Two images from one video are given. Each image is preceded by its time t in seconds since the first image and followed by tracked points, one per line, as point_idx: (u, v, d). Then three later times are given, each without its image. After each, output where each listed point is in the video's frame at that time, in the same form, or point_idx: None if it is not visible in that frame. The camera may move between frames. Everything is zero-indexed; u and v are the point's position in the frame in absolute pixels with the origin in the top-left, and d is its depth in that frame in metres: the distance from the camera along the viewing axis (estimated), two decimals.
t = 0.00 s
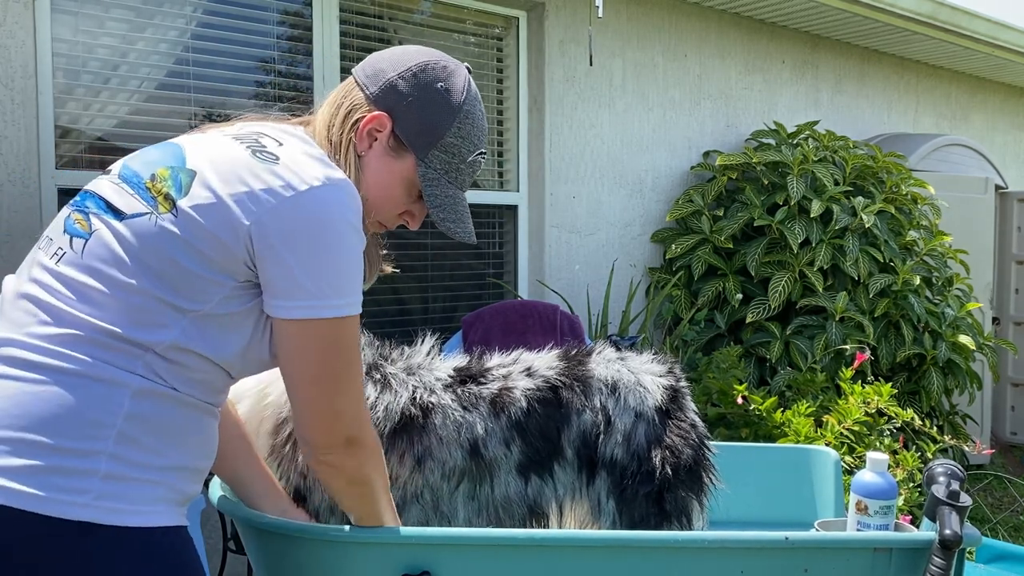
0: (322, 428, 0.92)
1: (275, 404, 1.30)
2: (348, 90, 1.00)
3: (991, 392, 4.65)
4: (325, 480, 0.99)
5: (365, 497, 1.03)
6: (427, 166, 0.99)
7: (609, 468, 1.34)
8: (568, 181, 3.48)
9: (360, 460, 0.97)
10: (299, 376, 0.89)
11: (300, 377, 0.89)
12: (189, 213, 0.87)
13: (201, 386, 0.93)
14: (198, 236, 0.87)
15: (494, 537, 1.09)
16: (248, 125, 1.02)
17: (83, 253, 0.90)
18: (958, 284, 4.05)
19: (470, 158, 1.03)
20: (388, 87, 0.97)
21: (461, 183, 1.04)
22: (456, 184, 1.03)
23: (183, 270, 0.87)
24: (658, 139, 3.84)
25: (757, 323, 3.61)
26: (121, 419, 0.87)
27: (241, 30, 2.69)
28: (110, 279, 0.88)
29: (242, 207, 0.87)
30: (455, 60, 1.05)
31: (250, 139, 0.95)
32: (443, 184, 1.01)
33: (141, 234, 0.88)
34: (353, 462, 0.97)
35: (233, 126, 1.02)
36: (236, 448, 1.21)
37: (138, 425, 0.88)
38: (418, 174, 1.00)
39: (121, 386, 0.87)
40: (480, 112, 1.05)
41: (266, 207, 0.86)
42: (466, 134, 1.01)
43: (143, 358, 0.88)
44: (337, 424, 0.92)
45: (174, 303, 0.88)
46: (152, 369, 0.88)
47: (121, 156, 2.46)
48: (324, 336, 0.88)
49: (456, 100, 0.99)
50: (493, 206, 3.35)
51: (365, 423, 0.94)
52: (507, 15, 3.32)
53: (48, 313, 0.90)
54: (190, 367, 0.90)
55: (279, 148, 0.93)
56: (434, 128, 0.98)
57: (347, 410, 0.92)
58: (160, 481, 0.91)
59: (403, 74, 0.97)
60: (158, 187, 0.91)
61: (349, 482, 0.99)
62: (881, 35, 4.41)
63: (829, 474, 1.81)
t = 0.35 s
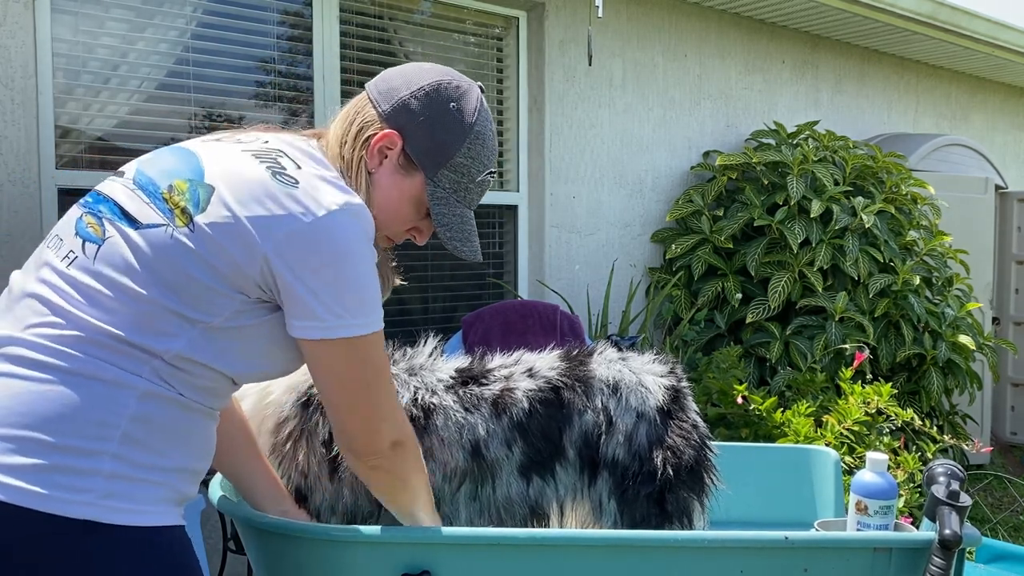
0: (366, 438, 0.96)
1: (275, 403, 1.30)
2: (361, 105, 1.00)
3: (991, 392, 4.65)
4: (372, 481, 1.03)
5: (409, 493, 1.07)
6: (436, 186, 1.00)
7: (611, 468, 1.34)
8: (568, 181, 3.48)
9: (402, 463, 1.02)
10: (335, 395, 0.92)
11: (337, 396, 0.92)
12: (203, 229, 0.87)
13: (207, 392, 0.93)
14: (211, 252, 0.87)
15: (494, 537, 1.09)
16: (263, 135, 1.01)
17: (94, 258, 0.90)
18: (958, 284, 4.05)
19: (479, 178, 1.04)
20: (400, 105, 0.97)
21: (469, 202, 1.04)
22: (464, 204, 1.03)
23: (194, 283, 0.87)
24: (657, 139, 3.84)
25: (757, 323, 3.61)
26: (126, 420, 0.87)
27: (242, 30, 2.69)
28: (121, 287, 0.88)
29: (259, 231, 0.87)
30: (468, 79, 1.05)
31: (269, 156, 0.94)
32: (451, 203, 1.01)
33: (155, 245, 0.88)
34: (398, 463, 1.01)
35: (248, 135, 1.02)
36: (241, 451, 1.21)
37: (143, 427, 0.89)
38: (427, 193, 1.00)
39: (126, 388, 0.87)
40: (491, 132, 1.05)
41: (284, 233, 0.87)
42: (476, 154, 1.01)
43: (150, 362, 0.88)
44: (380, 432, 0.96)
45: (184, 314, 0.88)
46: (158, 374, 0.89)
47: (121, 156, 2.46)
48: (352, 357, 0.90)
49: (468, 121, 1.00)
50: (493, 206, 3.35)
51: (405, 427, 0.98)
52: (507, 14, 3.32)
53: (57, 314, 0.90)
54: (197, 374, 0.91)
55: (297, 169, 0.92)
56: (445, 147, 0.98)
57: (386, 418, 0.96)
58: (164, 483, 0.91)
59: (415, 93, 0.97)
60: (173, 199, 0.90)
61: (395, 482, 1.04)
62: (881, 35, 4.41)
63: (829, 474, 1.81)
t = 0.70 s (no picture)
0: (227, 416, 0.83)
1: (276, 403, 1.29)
2: (311, 74, 0.99)
3: (991, 392, 4.65)
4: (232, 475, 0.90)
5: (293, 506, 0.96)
6: (392, 146, 0.97)
7: (613, 468, 1.34)
8: (568, 181, 3.48)
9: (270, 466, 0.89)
10: (214, 351, 0.82)
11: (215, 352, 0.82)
12: (137, 203, 0.88)
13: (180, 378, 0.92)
14: (149, 226, 0.87)
15: (495, 536, 1.10)
16: (213, 118, 1.02)
17: (52, 255, 0.93)
18: (958, 284, 4.05)
19: (439, 136, 1.01)
20: (348, 67, 0.95)
21: (430, 162, 1.02)
22: (425, 163, 1.01)
23: (140, 262, 0.87)
24: (657, 139, 3.84)
25: (757, 323, 3.61)
26: (93, 414, 0.88)
27: (242, 30, 2.69)
28: (75, 276, 0.89)
29: (183, 185, 0.86)
30: (422, 37, 1.03)
31: (202, 126, 0.95)
32: (410, 163, 0.98)
33: (99, 229, 0.89)
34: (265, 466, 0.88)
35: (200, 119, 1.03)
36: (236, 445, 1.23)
37: (112, 420, 0.89)
38: (384, 154, 0.97)
39: (91, 381, 0.88)
40: (450, 88, 1.03)
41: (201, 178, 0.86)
42: (431, 111, 0.99)
43: (113, 353, 0.89)
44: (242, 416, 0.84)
45: (137, 296, 0.88)
46: (121, 363, 0.89)
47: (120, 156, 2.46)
48: (246, 312, 0.82)
49: (419, 77, 0.97)
50: (493, 206, 3.36)
51: (283, 427, 0.86)
52: (507, 15, 3.32)
53: (24, 316, 0.93)
54: (164, 359, 0.90)
55: (226, 128, 0.93)
56: (396, 105, 0.96)
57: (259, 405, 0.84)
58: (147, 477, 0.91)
59: (363, 53, 0.96)
60: (112, 182, 0.92)
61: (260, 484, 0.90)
62: (881, 35, 4.41)
63: (829, 474, 1.81)
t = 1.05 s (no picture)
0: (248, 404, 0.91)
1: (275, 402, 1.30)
2: (245, 62, 0.98)
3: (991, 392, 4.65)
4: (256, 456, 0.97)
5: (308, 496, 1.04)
6: (317, 125, 0.93)
7: (612, 468, 1.34)
8: (568, 181, 3.48)
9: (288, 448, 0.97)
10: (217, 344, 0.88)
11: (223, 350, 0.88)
12: (85, 215, 0.89)
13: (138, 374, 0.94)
14: (96, 235, 0.88)
15: (496, 536, 1.10)
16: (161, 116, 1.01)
17: (11, 263, 0.95)
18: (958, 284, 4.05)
19: (368, 111, 0.96)
20: (269, 50, 0.93)
21: (364, 138, 0.97)
22: (356, 141, 0.96)
23: (88, 271, 0.89)
24: (657, 139, 3.84)
25: (757, 323, 3.61)
26: (43, 412, 0.91)
27: (241, 30, 2.69)
28: (30, 285, 0.92)
29: (127, 203, 0.86)
30: (351, 10, 0.98)
31: (144, 132, 0.94)
32: (337, 141, 0.94)
33: (50, 239, 0.91)
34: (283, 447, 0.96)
35: (150, 118, 1.03)
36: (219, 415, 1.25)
37: (66, 419, 0.91)
38: (311, 134, 0.94)
39: (43, 381, 0.91)
40: (383, 60, 0.97)
41: (146, 201, 0.85)
42: (356, 85, 0.94)
43: (65, 355, 0.91)
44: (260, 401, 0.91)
45: (88, 302, 0.90)
46: (73, 364, 0.91)
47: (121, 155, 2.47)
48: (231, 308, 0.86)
49: (339, 51, 0.92)
50: (492, 206, 3.36)
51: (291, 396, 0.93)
52: (507, 15, 3.32)
53: None
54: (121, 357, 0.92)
55: (166, 136, 0.91)
56: (316, 83, 0.92)
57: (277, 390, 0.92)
58: (111, 469, 0.94)
59: (282, 35, 0.93)
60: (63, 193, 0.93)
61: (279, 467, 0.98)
62: (881, 35, 4.41)
63: (829, 475, 1.81)
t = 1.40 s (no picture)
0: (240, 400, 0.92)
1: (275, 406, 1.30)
2: (198, 61, 0.99)
3: (992, 391, 4.65)
4: (265, 451, 0.99)
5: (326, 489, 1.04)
6: (276, 105, 0.94)
7: (611, 469, 1.34)
8: (568, 181, 3.48)
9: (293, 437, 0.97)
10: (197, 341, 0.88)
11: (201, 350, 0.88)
12: (54, 218, 0.89)
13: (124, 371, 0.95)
14: (67, 237, 0.88)
15: (496, 536, 1.10)
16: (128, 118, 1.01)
17: None
18: (958, 284, 4.05)
19: (322, 84, 0.96)
20: (219, 41, 0.94)
21: (324, 113, 0.97)
22: (315, 115, 0.96)
23: (63, 272, 0.89)
24: (657, 139, 3.84)
25: (757, 323, 3.61)
26: (33, 409, 0.91)
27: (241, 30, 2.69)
28: (7, 289, 0.92)
29: (93, 204, 0.86)
30: None
31: (109, 134, 0.93)
32: (297, 118, 0.95)
33: (23, 244, 0.91)
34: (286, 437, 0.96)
35: (115, 121, 1.03)
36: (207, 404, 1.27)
37: (54, 415, 0.92)
38: (271, 114, 0.94)
39: (32, 380, 0.91)
40: (330, 36, 0.98)
41: (111, 202, 0.85)
42: (306, 61, 0.94)
43: (49, 355, 0.91)
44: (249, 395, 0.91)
45: (65, 301, 0.90)
46: (58, 363, 0.91)
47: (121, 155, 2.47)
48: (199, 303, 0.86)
49: (286, 30, 0.93)
50: (492, 206, 3.36)
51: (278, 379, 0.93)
52: (507, 15, 3.32)
53: None
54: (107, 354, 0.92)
55: (129, 139, 0.91)
56: (268, 63, 0.92)
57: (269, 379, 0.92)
58: (98, 463, 0.94)
59: (229, 24, 0.94)
60: (32, 198, 0.93)
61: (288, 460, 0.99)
62: (881, 35, 4.41)
63: (829, 475, 1.81)
